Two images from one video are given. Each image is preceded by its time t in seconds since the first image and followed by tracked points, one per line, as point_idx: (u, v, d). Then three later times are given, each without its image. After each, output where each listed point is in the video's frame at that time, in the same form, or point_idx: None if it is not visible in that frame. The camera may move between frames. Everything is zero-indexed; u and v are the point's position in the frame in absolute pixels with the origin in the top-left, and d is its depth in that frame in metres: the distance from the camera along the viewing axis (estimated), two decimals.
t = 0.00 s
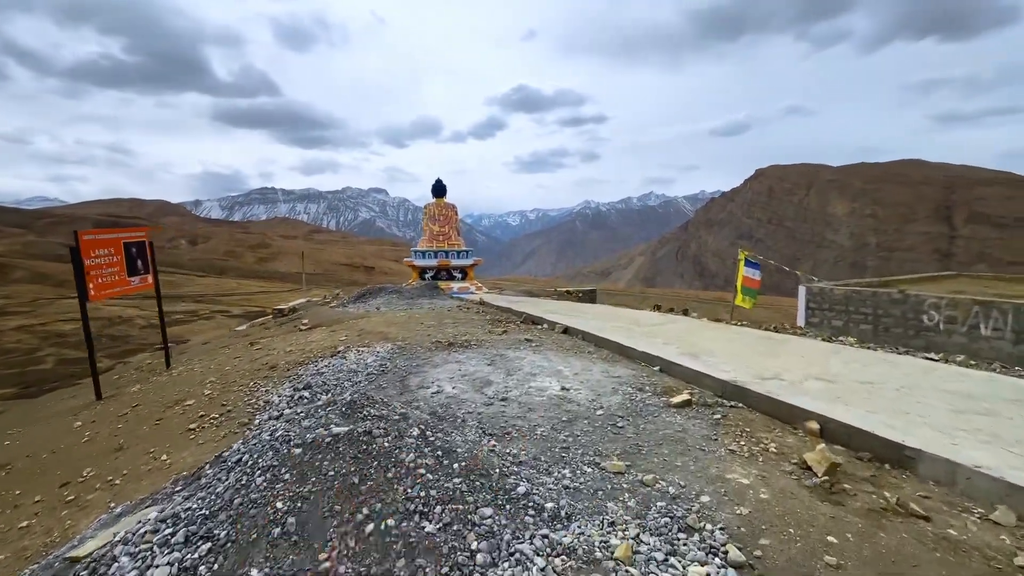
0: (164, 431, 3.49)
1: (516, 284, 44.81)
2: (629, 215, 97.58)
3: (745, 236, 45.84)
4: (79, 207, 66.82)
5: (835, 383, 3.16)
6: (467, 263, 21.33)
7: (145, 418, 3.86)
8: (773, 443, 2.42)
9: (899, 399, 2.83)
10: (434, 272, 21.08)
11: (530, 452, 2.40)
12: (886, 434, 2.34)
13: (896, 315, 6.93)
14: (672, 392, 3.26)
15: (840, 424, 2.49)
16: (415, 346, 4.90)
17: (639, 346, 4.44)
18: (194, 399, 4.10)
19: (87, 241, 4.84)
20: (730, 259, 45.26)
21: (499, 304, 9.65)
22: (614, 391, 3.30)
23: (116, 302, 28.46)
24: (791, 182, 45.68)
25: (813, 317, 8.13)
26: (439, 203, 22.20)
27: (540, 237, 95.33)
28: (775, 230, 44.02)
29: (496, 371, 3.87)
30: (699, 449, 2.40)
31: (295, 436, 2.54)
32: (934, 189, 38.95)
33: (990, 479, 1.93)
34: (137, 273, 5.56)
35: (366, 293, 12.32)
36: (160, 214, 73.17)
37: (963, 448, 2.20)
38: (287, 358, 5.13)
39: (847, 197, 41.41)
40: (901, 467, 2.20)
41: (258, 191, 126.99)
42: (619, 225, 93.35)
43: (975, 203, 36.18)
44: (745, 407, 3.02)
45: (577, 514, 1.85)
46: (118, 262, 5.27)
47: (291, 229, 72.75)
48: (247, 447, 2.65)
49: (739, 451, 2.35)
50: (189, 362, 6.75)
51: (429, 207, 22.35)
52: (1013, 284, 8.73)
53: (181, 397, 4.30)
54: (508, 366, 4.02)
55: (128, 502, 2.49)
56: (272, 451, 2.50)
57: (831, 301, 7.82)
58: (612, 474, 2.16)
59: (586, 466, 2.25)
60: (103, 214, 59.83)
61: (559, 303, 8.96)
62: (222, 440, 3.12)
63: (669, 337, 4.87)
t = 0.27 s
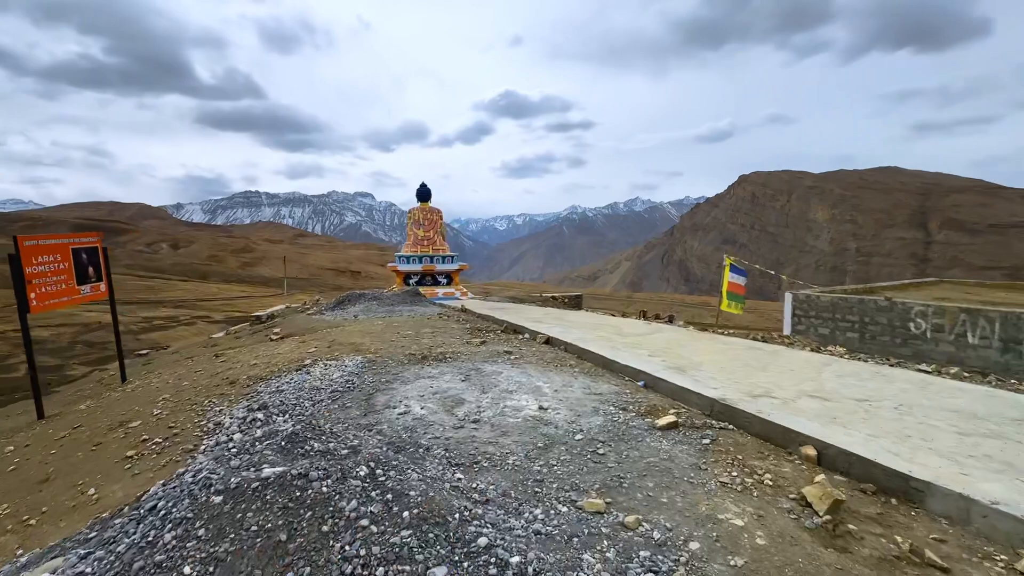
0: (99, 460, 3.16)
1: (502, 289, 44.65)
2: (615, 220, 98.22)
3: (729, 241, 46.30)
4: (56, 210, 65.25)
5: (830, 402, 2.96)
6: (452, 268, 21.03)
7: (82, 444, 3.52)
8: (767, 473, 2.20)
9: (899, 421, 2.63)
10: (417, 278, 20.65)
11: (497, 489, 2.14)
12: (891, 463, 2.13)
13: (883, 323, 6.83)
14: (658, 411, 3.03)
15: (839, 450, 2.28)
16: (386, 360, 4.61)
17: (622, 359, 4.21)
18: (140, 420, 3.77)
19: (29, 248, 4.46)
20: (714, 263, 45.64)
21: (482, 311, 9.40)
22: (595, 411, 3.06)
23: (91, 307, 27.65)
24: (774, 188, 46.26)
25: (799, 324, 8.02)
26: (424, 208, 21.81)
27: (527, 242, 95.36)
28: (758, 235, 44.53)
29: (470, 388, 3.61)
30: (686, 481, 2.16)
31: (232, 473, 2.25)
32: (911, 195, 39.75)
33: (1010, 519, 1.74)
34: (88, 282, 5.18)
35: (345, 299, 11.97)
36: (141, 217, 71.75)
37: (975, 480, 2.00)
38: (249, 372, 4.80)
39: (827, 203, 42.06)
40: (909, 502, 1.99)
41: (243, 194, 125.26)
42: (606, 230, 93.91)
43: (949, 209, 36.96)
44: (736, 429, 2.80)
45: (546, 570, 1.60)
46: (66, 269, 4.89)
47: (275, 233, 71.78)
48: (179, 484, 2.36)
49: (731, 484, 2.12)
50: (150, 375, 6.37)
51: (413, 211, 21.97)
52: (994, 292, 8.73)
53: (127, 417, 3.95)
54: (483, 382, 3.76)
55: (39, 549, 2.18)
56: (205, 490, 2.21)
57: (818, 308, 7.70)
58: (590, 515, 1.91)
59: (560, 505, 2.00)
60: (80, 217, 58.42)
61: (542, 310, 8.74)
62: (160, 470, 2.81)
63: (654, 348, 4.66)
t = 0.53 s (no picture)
0: (25, 503, 2.83)
1: (490, 297, 44.42)
2: (603, 230, 98.82)
3: (715, 252, 46.68)
4: (34, 214, 63.75)
5: (833, 432, 2.75)
6: (439, 277, 20.73)
7: (12, 481, 3.18)
8: (770, 523, 1.97)
9: (910, 456, 2.42)
10: (403, 287, 20.33)
11: (466, 549, 1.88)
12: (908, 511, 1.91)
13: (874, 339, 6.69)
14: (649, 443, 2.79)
15: (848, 494, 2.06)
16: (359, 381, 4.31)
17: (609, 381, 3.97)
18: (81, 452, 3.43)
19: None
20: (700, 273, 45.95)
21: (467, 323, 9.13)
22: (580, 443, 2.81)
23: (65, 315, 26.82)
24: (758, 200, 46.85)
25: (789, 339, 7.87)
26: (410, 216, 21.52)
27: (516, 250, 95.36)
28: (744, 246, 44.97)
29: (446, 415, 3.34)
30: (680, 533, 1.92)
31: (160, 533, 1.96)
32: (890, 208, 40.50)
33: None
34: (38, 295, 4.81)
35: (326, 310, 11.60)
36: (122, 223, 70.38)
37: (1003, 532, 1.79)
38: (210, 394, 4.46)
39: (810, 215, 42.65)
40: (930, 558, 1.77)
41: (228, 200, 123.66)
42: (594, 239, 94.39)
43: (927, 222, 37.68)
44: (733, 464, 2.57)
45: None
46: (12, 282, 4.54)
47: (260, 240, 70.84)
48: (100, 543, 2.05)
49: (731, 536, 1.89)
50: (108, 392, 5.97)
51: (400, 220, 21.65)
52: (981, 306, 8.68)
53: (68, 448, 3.60)
54: (461, 407, 3.49)
55: None
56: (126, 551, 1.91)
57: (808, 323, 7.57)
58: None
59: (538, 569, 1.74)
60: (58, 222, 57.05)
61: (527, 323, 8.51)
62: (89, 514, 2.49)
63: (643, 368, 4.43)
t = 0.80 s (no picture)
0: None
1: (484, 306, 44.22)
2: (597, 239, 99.12)
3: (708, 260, 46.80)
4: (24, 222, 63.14)
5: (836, 460, 2.55)
6: (431, 286, 20.48)
7: None
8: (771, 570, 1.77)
9: (921, 488, 2.23)
10: (395, 296, 20.07)
11: None
12: (925, 555, 1.72)
13: (871, 351, 6.53)
14: (637, 471, 2.58)
15: (857, 534, 1.86)
16: (333, 399, 4.07)
17: (598, 400, 3.76)
18: (25, 481, 3.17)
19: None
20: (694, 282, 46.01)
21: (455, 335, 8.90)
22: (563, 472, 2.60)
23: (51, 324, 26.33)
24: (750, 209, 47.12)
25: (784, 351, 7.70)
26: (402, 225, 21.28)
27: (510, 259, 95.35)
28: (737, 255, 45.12)
29: (421, 439, 3.11)
30: None
31: None
32: (880, 217, 40.85)
33: None
34: None
35: (311, 321, 11.31)
36: (114, 230, 69.82)
37: None
38: (174, 414, 4.19)
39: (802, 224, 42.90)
40: None
41: (222, 208, 123.04)
42: (588, 248, 94.61)
43: (916, 231, 37.98)
44: (729, 496, 2.37)
45: None
46: None
47: (253, 248, 70.41)
48: None
49: None
50: (73, 409, 5.67)
51: (391, 228, 21.41)
52: (976, 317, 8.56)
53: (12, 476, 3.34)
54: (439, 429, 3.27)
55: None
56: None
57: (803, 334, 7.40)
58: None
59: None
60: (49, 230, 56.52)
61: (517, 335, 8.30)
62: (16, 557, 2.24)
63: (634, 385, 4.23)
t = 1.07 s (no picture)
0: None
1: (485, 310, 43.99)
2: (599, 242, 99.03)
3: (710, 263, 46.57)
4: (28, 228, 63.40)
5: (842, 485, 2.33)
6: (429, 291, 20.26)
7: None
8: None
9: (939, 522, 1.99)
10: (394, 301, 19.83)
11: None
12: None
13: (877, 358, 6.29)
14: (623, 497, 2.36)
15: None
16: (307, 413, 3.85)
17: (586, 414, 3.53)
18: None
19: None
20: (696, 285, 45.73)
21: (447, 342, 8.68)
22: (543, 498, 2.38)
23: (51, 329, 26.22)
24: (752, 212, 46.91)
25: (786, 358, 7.47)
26: (400, 230, 21.10)
27: (511, 263, 95.28)
28: (738, 258, 44.88)
29: (393, 458, 2.89)
30: None
31: None
32: (882, 220, 40.59)
33: None
34: None
35: (303, 328, 11.09)
36: (117, 236, 70.06)
37: None
38: (141, 430, 3.97)
39: (803, 226, 42.66)
40: None
41: (224, 213, 123.32)
42: (590, 252, 94.51)
43: (918, 233, 37.70)
44: (724, 527, 2.14)
45: None
46: None
47: (255, 253, 70.49)
48: None
49: None
50: (46, 421, 5.46)
51: (389, 233, 21.22)
52: (983, 321, 8.30)
53: None
54: (415, 447, 3.05)
55: None
56: None
57: (805, 340, 7.18)
58: None
59: None
60: (52, 237, 56.79)
61: (511, 342, 8.07)
62: None
63: (626, 397, 4.01)
